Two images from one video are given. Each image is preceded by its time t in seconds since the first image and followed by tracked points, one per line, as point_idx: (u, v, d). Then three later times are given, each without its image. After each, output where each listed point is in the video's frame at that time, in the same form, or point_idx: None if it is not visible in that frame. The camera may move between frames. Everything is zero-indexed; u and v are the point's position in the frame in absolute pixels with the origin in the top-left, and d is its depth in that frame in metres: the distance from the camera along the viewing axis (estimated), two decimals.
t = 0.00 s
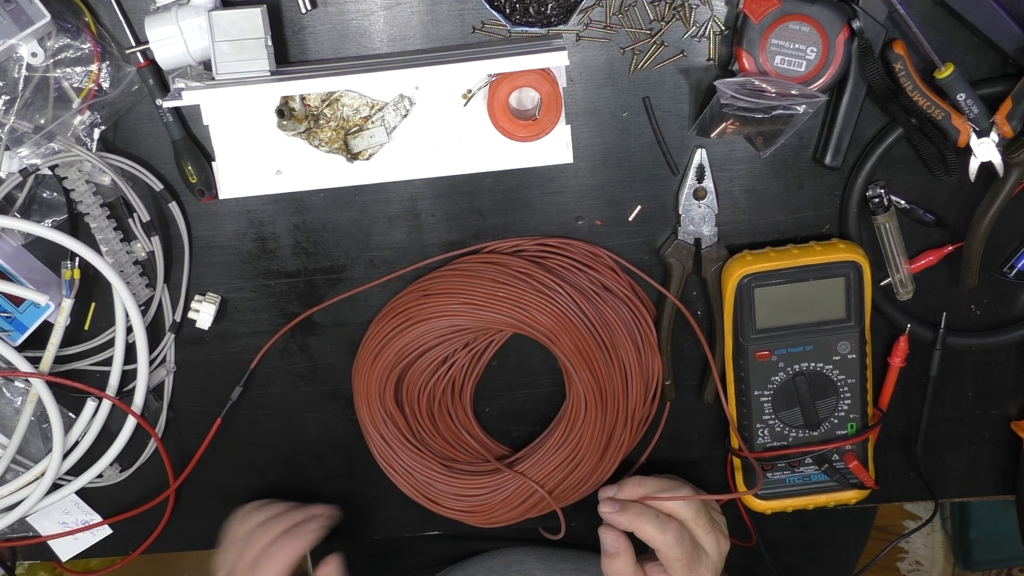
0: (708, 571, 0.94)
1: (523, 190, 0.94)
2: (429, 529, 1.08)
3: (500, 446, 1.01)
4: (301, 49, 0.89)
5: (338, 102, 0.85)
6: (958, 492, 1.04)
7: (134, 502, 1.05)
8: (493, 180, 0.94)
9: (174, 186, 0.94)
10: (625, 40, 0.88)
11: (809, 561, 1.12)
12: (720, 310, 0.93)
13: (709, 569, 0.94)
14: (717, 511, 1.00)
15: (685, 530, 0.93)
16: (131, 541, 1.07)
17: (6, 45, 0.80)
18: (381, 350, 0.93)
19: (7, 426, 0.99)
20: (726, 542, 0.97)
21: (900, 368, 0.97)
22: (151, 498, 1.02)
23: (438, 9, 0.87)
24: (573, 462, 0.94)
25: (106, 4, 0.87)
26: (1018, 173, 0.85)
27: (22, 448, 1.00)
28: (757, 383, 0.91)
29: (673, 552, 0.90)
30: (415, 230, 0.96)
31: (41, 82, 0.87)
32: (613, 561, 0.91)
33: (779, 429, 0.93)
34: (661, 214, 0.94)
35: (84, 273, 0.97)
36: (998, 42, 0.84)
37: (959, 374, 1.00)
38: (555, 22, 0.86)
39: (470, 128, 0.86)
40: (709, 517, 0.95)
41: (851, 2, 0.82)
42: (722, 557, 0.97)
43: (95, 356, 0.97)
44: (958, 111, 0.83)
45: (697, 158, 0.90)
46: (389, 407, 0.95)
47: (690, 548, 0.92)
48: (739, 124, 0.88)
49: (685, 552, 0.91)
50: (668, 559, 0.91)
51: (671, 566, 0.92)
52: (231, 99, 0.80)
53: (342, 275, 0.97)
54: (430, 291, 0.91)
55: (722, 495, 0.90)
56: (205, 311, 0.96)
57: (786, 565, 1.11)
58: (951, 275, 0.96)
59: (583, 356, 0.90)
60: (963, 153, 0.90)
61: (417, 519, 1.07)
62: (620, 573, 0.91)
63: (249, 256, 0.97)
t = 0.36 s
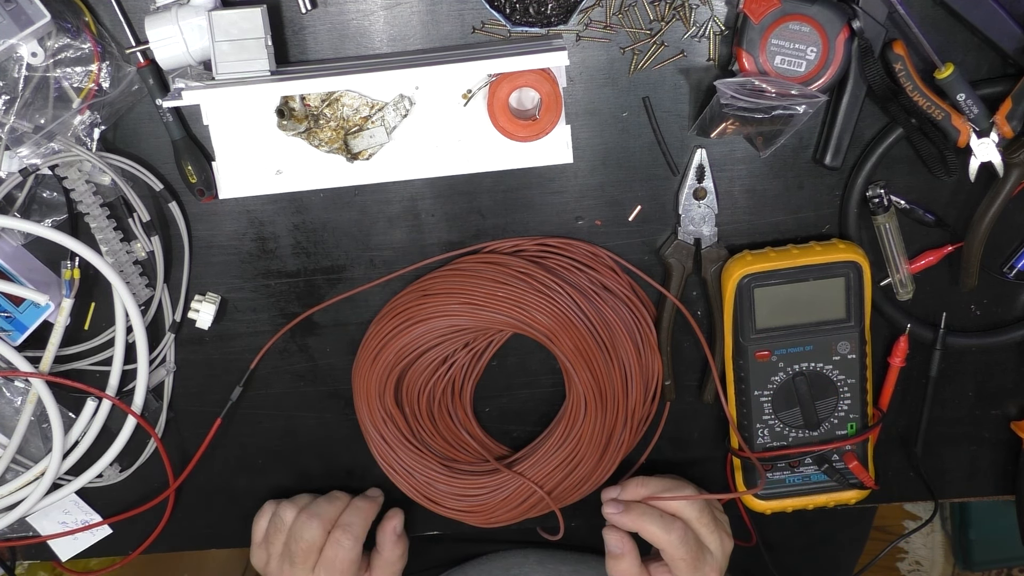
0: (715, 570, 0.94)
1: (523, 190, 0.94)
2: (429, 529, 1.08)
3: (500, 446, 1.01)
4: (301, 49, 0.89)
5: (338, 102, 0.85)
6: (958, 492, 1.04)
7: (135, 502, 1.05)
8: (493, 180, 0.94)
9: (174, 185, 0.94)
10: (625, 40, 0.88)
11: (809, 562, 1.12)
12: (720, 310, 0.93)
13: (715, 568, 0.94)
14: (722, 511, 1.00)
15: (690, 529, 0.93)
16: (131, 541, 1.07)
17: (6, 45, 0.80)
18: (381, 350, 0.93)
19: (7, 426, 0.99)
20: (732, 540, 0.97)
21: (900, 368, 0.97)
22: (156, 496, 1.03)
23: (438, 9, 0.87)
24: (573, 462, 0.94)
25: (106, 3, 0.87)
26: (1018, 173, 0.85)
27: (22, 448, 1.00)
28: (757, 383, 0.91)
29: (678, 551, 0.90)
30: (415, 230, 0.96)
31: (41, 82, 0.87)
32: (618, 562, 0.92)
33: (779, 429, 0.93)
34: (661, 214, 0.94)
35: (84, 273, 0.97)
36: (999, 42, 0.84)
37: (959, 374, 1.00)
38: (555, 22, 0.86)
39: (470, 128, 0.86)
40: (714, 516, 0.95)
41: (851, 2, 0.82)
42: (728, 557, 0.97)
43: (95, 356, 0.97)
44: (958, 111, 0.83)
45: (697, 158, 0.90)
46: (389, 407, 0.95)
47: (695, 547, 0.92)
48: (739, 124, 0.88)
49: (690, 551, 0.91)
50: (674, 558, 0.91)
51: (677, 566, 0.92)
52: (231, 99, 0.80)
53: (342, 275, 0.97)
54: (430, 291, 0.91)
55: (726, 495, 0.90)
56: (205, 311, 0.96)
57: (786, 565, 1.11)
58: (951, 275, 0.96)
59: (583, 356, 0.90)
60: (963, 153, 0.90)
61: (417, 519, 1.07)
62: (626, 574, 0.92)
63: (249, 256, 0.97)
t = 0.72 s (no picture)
0: (717, 568, 0.94)
1: (523, 190, 0.94)
2: (430, 529, 1.08)
3: (500, 446, 1.01)
4: (301, 49, 0.89)
5: (338, 102, 0.85)
6: (958, 492, 1.04)
7: (135, 502, 1.05)
8: (494, 180, 0.94)
9: (174, 185, 0.94)
10: (625, 40, 0.88)
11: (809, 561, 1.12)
12: (720, 310, 0.93)
13: (717, 566, 0.94)
14: (722, 508, 1.00)
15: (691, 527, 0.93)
16: (131, 541, 1.06)
17: (6, 45, 0.80)
18: (381, 350, 0.93)
19: (7, 426, 0.99)
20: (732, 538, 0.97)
21: (900, 368, 0.97)
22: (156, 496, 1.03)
23: (438, 9, 0.87)
24: (573, 462, 0.94)
25: (106, 3, 0.87)
26: (1018, 174, 0.85)
27: (22, 448, 1.00)
28: (757, 383, 0.91)
29: (681, 549, 0.90)
30: (415, 230, 0.96)
31: (41, 82, 0.87)
32: (621, 562, 0.90)
33: (779, 429, 0.93)
34: (661, 214, 0.94)
35: (84, 273, 0.97)
36: (999, 42, 0.84)
37: (959, 374, 1.00)
38: (555, 22, 0.86)
39: (470, 129, 0.86)
40: (714, 513, 0.96)
41: (851, 2, 0.82)
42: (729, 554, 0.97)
43: (95, 356, 0.97)
44: (958, 111, 0.83)
45: (697, 158, 0.90)
46: (389, 407, 0.95)
47: (697, 545, 0.92)
48: (739, 124, 0.88)
49: (692, 548, 0.91)
50: (677, 556, 0.91)
51: (680, 564, 0.92)
52: (231, 99, 0.80)
53: (342, 275, 0.97)
54: (430, 291, 0.91)
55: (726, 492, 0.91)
56: (205, 311, 0.96)
57: (786, 565, 1.11)
58: (951, 275, 0.96)
59: (583, 356, 0.90)
60: (963, 153, 0.90)
61: (417, 519, 1.07)
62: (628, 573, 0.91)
63: (249, 256, 0.97)
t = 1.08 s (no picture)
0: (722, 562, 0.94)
1: (523, 190, 0.94)
2: (430, 529, 1.08)
3: (500, 446, 1.01)
4: (301, 49, 0.89)
5: (338, 102, 0.85)
6: (958, 492, 1.04)
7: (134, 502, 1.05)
8: (494, 180, 0.94)
9: (174, 185, 0.94)
10: (625, 40, 0.88)
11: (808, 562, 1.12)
12: (720, 310, 0.93)
13: (723, 560, 0.93)
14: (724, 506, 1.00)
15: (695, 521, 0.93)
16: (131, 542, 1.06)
17: (6, 45, 0.80)
18: (381, 350, 0.93)
19: (7, 426, 0.99)
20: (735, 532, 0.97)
21: (900, 368, 0.97)
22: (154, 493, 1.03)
23: (438, 9, 0.87)
24: (573, 462, 0.94)
25: (106, 4, 0.87)
26: (1018, 173, 0.85)
27: (22, 448, 1.01)
28: (757, 383, 0.91)
29: (685, 543, 0.90)
30: (415, 230, 0.96)
31: (42, 82, 0.87)
32: (624, 558, 0.91)
33: (779, 429, 0.93)
34: (661, 214, 0.94)
35: (83, 273, 0.97)
36: (999, 42, 0.84)
37: (958, 374, 1.00)
38: (555, 22, 0.86)
39: (470, 128, 0.86)
40: (719, 507, 0.95)
41: (851, 2, 0.82)
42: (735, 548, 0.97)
43: (95, 356, 0.97)
44: (958, 111, 0.83)
45: (697, 158, 0.90)
46: (389, 407, 0.95)
47: (701, 538, 0.92)
48: (739, 124, 0.88)
49: (696, 542, 0.91)
50: (681, 550, 0.91)
51: (685, 559, 0.92)
52: (232, 99, 0.80)
53: (342, 275, 0.97)
54: (430, 291, 0.91)
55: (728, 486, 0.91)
56: (205, 311, 0.95)
57: (786, 565, 1.11)
58: (951, 275, 0.96)
59: (583, 356, 0.90)
60: (963, 153, 0.90)
61: (417, 519, 1.07)
62: (633, 570, 0.91)
63: (249, 256, 0.97)
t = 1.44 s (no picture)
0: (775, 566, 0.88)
1: (523, 190, 0.94)
2: (429, 529, 1.08)
3: (500, 446, 1.01)
4: (301, 49, 0.89)
5: (338, 102, 0.85)
6: (958, 492, 1.04)
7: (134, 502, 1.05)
8: (494, 180, 0.94)
9: (174, 185, 0.94)
10: (625, 40, 0.88)
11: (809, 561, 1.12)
12: (720, 310, 0.93)
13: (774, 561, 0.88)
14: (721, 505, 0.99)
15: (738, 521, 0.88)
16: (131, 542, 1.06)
17: (6, 45, 0.80)
18: (381, 350, 0.93)
19: (7, 426, 0.99)
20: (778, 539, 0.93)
21: (900, 368, 0.97)
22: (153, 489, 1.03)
23: (438, 9, 0.87)
24: (573, 461, 0.94)
25: (106, 3, 0.87)
26: (1018, 173, 0.85)
27: (22, 448, 1.00)
28: (757, 383, 0.91)
29: (736, 534, 0.84)
30: (415, 230, 0.96)
31: (42, 82, 0.87)
32: (673, 567, 0.83)
33: (779, 429, 0.93)
34: (661, 214, 0.94)
35: (83, 273, 0.97)
36: (999, 42, 0.84)
37: (958, 374, 1.00)
38: (555, 22, 0.86)
39: (470, 128, 0.86)
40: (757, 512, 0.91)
41: (851, 2, 0.82)
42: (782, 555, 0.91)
43: (95, 356, 0.97)
44: (958, 111, 0.83)
45: (697, 158, 0.90)
46: (389, 407, 0.95)
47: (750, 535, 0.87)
48: (739, 124, 0.88)
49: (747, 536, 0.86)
50: (732, 550, 0.85)
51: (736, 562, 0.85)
52: (232, 99, 0.80)
53: (342, 275, 0.97)
54: (430, 291, 0.91)
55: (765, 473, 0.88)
56: (205, 311, 0.95)
57: (786, 565, 1.11)
58: (951, 275, 0.96)
59: (583, 356, 0.90)
60: (963, 153, 0.90)
61: (417, 519, 1.07)
62: None
63: (249, 256, 0.96)
